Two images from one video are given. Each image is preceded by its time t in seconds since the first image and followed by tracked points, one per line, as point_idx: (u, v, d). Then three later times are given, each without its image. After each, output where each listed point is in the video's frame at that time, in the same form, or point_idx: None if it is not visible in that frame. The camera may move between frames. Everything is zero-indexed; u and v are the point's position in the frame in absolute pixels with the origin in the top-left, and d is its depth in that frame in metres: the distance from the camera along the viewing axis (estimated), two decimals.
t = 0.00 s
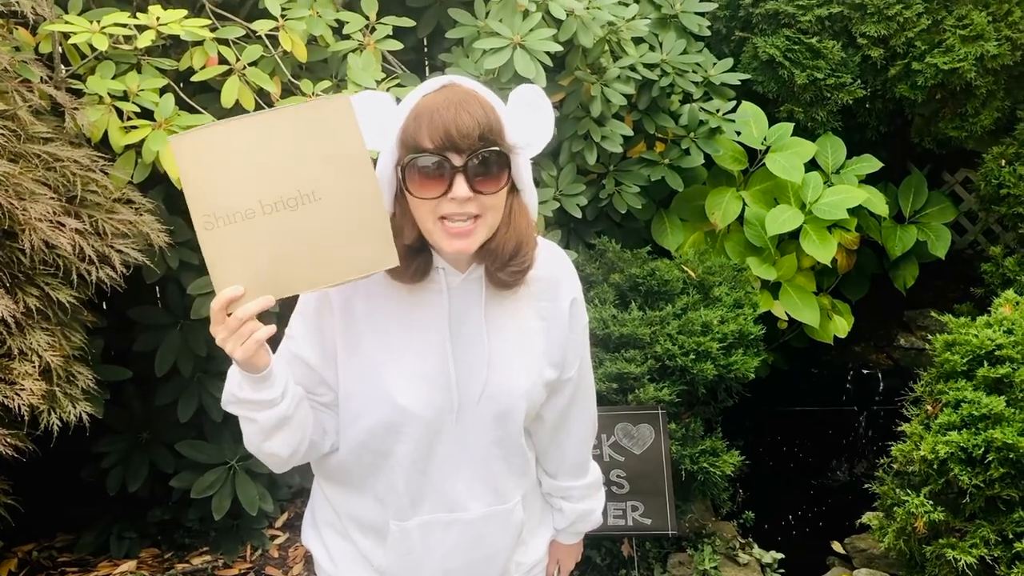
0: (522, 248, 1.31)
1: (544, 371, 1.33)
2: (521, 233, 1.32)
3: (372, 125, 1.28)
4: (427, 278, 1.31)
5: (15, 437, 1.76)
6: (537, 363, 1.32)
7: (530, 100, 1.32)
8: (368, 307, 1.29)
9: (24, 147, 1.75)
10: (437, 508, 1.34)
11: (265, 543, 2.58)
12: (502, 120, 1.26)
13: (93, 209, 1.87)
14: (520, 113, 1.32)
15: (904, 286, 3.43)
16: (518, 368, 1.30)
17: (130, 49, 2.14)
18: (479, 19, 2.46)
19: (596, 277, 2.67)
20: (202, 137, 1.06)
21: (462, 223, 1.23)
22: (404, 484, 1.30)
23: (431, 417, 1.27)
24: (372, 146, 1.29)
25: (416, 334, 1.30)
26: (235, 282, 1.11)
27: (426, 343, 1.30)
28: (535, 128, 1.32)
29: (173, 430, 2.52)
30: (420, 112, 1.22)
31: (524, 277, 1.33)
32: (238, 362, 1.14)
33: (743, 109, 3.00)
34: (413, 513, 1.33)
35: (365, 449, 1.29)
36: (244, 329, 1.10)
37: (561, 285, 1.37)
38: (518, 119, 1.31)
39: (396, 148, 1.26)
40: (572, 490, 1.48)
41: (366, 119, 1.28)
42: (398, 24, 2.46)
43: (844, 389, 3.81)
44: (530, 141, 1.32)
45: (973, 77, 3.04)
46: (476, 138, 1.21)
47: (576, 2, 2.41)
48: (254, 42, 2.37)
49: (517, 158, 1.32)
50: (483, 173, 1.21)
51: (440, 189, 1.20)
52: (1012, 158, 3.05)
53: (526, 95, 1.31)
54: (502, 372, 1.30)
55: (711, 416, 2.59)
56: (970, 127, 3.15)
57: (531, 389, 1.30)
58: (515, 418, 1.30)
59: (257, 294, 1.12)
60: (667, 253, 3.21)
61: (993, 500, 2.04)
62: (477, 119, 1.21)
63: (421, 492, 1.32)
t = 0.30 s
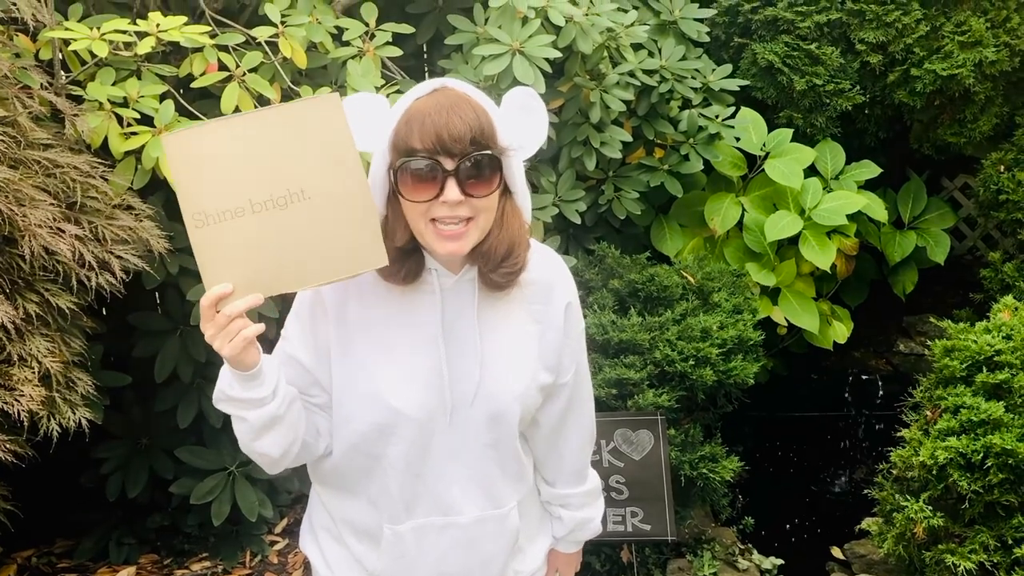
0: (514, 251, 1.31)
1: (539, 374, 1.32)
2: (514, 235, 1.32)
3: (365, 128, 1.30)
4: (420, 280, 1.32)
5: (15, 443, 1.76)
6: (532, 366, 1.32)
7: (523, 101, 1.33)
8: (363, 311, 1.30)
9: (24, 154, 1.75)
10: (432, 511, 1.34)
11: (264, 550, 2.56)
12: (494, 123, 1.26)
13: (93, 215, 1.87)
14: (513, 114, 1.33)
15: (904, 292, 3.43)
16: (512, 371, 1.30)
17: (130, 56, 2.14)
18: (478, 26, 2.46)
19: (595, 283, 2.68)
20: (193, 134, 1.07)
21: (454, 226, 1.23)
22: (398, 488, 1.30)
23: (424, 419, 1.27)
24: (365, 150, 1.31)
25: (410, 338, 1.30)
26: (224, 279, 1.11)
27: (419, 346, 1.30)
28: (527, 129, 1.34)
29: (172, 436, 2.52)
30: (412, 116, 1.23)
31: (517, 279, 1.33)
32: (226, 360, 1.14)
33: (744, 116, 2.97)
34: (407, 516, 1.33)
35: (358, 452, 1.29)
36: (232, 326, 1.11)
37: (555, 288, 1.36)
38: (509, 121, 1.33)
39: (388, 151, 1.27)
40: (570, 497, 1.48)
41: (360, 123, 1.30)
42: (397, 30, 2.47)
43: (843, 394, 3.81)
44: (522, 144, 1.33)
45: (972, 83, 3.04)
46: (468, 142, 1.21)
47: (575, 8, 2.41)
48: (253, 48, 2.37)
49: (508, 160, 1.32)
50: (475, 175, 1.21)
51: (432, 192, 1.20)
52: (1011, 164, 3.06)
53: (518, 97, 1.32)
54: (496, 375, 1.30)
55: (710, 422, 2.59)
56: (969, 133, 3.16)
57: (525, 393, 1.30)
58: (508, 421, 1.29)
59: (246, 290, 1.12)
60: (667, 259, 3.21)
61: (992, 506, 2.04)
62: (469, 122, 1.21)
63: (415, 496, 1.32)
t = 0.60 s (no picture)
0: (512, 247, 1.31)
1: (537, 373, 1.32)
2: (511, 230, 1.32)
3: (359, 124, 1.28)
4: (416, 275, 1.32)
5: (15, 445, 1.77)
6: (530, 365, 1.31)
7: (518, 96, 1.31)
8: (359, 309, 1.30)
9: (24, 156, 1.75)
10: (430, 510, 1.34)
11: (264, 551, 2.57)
12: (489, 119, 1.26)
13: (93, 217, 1.87)
14: (507, 108, 1.30)
15: (904, 293, 3.43)
16: (509, 369, 1.30)
17: (130, 58, 2.15)
18: (478, 28, 2.47)
19: (595, 285, 2.68)
20: (160, 103, 1.20)
21: (449, 221, 1.24)
22: (393, 486, 1.31)
23: (421, 416, 1.27)
24: (360, 146, 1.30)
25: (406, 336, 1.30)
26: (200, 243, 1.21)
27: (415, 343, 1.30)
28: (521, 125, 1.31)
29: (172, 438, 2.52)
30: (407, 112, 1.22)
31: (513, 274, 1.33)
32: (206, 325, 1.18)
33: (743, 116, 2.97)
34: (403, 514, 1.34)
35: (355, 449, 1.29)
36: (213, 286, 1.17)
37: (552, 285, 1.36)
38: (506, 116, 1.30)
39: (382, 147, 1.27)
40: (573, 502, 1.47)
41: (354, 119, 1.29)
42: (397, 33, 2.47)
43: (843, 395, 3.81)
44: (519, 138, 1.31)
45: (971, 85, 3.04)
46: (463, 138, 1.21)
47: (575, 10, 2.41)
48: (253, 50, 2.37)
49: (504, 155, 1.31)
50: (471, 171, 1.22)
51: (428, 188, 1.20)
52: (1010, 165, 3.06)
53: (514, 92, 1.30)
54: (493, 372, 1.29)
55: (710, 423, 2.59)
56: (968, 135, 3.16)
57: (523, 390, 1.30)
58: (506, 420, 1.29)
59: (222, 254, 1.22)
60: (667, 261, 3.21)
61: (992, 507, 2.04)
62: (463, 119, 1.21)
63: (412, 495, 1.33)
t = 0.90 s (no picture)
0: (504, 246, 1.30)
1: (532, 373, 1.32)
2: (502, 231, 1.31)
3: (351, 125, 1.30)
4: (409, 276, 1.32)
5: (14, 443, 1.77)
6: (525, 365, 1.31)
7: (509, 97, 1.32)
8: (351, 308, 1.30)
9: (22, 154, 1.75)
10: (426, 510, 1.34)
11: (262, 549, 2.57)
12: (479, 116, 1.26)
13: (91, 216, 1.87)
14: (498, 108, 1.33)
15: (901, 290, 3.43)
16: (503, 369, 1.30)
17: (128, 56, 2.15)
18: (475, 26, 2.47)
19: (593, 283, 2.68)
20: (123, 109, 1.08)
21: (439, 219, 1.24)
22: (389, 487, 1.31)
23: (415, 415, 1.28)
24: (351, 146, 1.31)
25: (400, 336, 1.30)
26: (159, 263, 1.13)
27: (409, 344, 1.30)
28: (516, 125, 1.33)
29: (170, 437, 2.52)
30: (397, 110, 1.23)
31: (507, 275, 1.32)
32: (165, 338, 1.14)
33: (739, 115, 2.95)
34: (400, 514, 1.34)
35: (351, 450, 1.30)
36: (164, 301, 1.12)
37: (546, 285, 1.34)
38: (495, 115, 1.31)
39: (373, 147, 1.28)
40: (573, 500, 1.48)
41: (345, 120, 1.30)
42: (395, 31, 2.47)
43: (841, 393, 3.82)
44: (510, 138, 1.33)
45: (968, 82, 3.05)
46: (453, 135, 1.21)
47: (573, 8, 2.41)
48: (251, 49, 2.38)
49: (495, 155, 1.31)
50: (461, 170, 1.22)
51: (418, 186, 1.21)
52: (1007, 162, 3.06)
53: (504, 92, 1.32)
54: (486, 373, 1.29)
55: (708, 421, 2.59)
56: (965, 132, 3.16)
57: (518, 391, 1.30)
58: (501, 420, 1.29)
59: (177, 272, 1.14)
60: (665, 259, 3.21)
61: (989, 504, 2.04)
62: (454, 115, 1.21)
63: (407, 496, 1.33)
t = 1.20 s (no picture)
0: (509, 241, 1.32)
1: (539, 363, 1.35)
2: (507, 225, 1.33)
3: (355, 123, 1.29)
4: (416, 274, 1.31)
5: (14, 439, 1.77)
6: (532, 356, 1.34)
7: (509, 92, 1.33)
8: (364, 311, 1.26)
9: (21, 151, 1.75)
10: (437, 507, 1.34)
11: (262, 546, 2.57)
12: (483, 111, 1.27)
13: (91, 212, 1.88)
14: (500, 103, 1.33)
15: (900, 287, 3.44)
16: (515, 362, 1.32)
17: (127, 53, 2.15)
18: (475, 22, 2.47)
19: (592, 279, 2.68)
20: None
21: (446, 215, 1.24)
22: (405, 485, 1.30)
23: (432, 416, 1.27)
24: (352, 146, 1.30)
25: (413, 335, 1.29)
26: None
27: (423, 340, 1.29)
28: (518, 121, 1.34)
29: (171, 433, 2.52)
30: (402, 104, 1.23)
31: (513, 269, 1.34)
32: None
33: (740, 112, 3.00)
34: (412, 513, 1.33)
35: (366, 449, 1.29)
36: None
37: (548, 276, 1.39)
38: (499, 110, 1.32)
39: (378, 143, 1.27)
40: (571, 484, 1.49)
41: (349, 117, 1.29)
42: (394, 27, 2.47)
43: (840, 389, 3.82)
44: (512, 133, 1.33)
45: (967, 78, 3.05)
46: (459, 129, 1.22)
47: (572, 5, 2.41)
48: (250, 46, 2.38)
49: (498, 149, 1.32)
50: (467, 165, 1.23)
51: (424, 181, 1.21)
52: (1006, 159, 3.06)
53: (506, 87, 1.32)
54: (497, 366, 1.31)
55: (707, 417, 2.59)
56: (964, 129, 3.16)
57: (528, 382, 1.32)
58: (512, 411, 1.31)
59: None
60: (664, 255, 3.22)
61: (987, 500, 2.05)
62: (459, 110, 1.22)
63: (419, 492, 1.33)
